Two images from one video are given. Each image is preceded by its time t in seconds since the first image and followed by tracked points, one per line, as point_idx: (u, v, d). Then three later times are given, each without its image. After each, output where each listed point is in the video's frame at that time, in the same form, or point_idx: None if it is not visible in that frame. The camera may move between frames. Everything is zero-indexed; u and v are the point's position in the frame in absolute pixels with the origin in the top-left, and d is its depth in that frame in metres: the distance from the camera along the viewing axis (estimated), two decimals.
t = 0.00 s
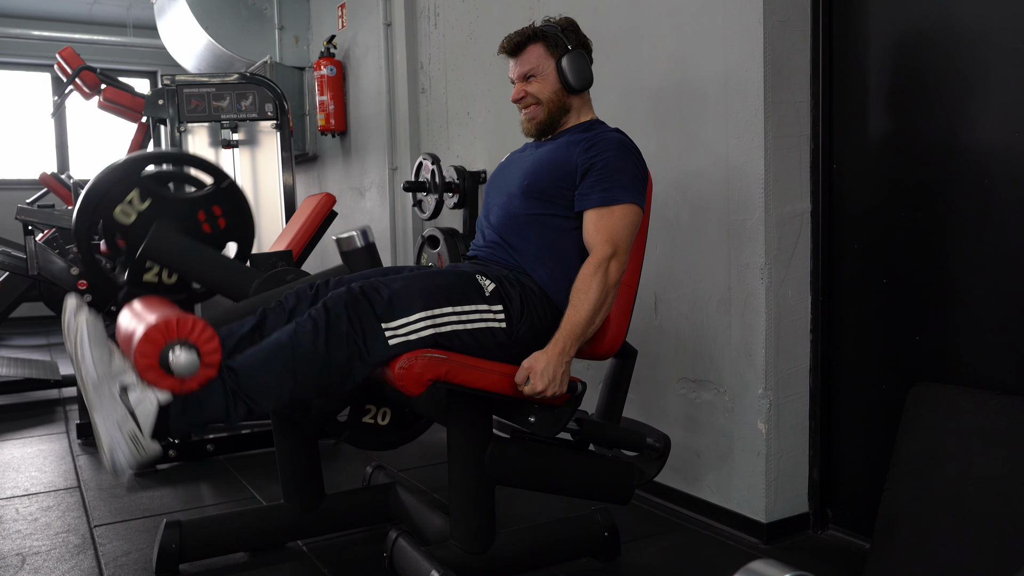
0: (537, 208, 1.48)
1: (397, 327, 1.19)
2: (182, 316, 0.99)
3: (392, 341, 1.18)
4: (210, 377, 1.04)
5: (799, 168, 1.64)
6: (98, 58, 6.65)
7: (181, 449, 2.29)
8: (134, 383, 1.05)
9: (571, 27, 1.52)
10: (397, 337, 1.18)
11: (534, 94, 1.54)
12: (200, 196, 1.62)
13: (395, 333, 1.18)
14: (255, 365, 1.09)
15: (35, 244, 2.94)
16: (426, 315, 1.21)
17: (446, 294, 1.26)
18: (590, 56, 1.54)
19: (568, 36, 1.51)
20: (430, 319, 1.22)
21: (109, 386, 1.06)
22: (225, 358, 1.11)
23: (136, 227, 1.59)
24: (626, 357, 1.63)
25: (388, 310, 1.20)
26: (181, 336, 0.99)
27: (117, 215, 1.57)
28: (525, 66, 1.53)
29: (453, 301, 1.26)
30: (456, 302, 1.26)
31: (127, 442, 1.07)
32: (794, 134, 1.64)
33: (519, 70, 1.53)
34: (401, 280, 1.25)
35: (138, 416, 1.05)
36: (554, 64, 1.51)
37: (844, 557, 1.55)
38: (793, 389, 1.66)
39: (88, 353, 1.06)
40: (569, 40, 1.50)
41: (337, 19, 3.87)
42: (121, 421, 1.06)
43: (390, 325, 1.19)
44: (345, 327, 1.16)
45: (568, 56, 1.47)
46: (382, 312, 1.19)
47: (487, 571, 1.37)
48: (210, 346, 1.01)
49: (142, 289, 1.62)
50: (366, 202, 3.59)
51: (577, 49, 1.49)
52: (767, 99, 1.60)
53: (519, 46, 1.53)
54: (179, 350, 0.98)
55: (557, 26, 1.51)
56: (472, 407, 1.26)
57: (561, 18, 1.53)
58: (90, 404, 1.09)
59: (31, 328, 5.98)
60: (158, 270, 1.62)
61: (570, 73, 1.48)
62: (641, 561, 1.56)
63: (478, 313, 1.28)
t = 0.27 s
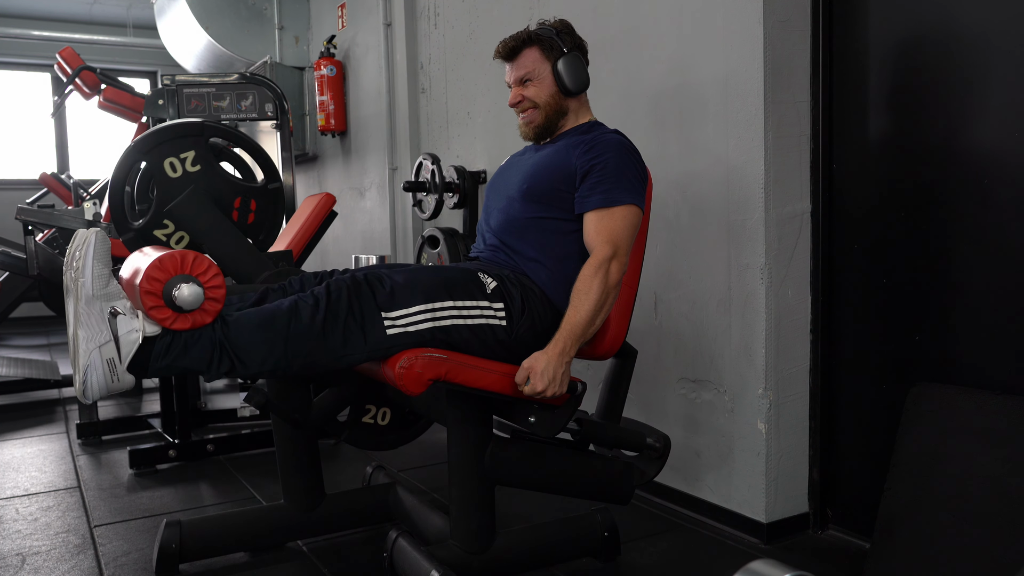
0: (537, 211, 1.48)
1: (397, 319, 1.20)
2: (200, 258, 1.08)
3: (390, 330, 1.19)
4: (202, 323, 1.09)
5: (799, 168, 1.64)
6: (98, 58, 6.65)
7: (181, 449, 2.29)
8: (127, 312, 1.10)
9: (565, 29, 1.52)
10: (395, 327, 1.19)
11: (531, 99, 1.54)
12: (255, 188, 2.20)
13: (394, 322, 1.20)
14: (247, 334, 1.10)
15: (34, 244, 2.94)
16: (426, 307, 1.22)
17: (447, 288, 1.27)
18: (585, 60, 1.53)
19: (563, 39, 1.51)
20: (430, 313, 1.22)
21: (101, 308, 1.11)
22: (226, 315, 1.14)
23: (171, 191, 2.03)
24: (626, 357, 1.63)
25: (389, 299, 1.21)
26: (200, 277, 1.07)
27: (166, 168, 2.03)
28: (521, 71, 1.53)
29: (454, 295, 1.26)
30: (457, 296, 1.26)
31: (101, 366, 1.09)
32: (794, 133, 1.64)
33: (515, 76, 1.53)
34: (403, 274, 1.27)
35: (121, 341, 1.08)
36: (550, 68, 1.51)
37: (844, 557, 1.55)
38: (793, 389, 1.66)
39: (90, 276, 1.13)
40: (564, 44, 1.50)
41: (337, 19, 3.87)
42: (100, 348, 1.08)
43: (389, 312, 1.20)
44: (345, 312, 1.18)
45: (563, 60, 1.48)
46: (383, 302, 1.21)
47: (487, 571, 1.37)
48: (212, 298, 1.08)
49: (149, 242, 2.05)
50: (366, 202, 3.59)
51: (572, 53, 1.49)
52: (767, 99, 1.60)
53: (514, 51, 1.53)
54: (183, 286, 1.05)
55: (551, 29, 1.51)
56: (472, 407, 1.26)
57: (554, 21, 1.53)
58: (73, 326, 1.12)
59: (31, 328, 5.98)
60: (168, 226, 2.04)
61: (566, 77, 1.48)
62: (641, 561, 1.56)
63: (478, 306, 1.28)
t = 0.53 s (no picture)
0: (537, 210, 1.48)
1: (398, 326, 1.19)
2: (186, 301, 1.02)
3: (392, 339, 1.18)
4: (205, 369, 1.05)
5: (799, 168, 1.64)
6: (98, 58, 6.65)
7: (181, 449, 2.30)
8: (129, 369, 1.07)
9: (564, 28, 1.51)
10: (397, 335, 1.18)
11: (530, 96, 1.54)
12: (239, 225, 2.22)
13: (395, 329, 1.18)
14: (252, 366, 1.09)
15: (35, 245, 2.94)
16: (426, 313, 1.21)
17: (446, 292, 1.26)
18: (585, 58, 1.53)
19: (563, 37, 1.50)
20: (430, 318, 1.21)
21: (103, 369, 1.08)
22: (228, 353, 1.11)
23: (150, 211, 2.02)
24: (626, 357, 1.63)
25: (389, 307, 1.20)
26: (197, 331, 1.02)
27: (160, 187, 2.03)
28: (519, 69, 1.53)
29: (453, 300, 1.26)
30: (457, 301, 1.26)
31: (118, 430, 1.09)
32: (794, 133, 1.64)
33: (514, 73, 1.54)
34: (400, 280, 1.25)
35: (131, 402, 1.07)
36: (549, 66, 1.52)
37: (844, 557, 1.56)
38: (793, 389, 1.66)
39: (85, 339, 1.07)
40: (564, 43, 1.50)
41: (337, 19, 3.87)
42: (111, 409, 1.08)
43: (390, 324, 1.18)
44: (345, 325, 1.16)
45: (563, 59, 1.48)
46: (383, 310, 1.19)
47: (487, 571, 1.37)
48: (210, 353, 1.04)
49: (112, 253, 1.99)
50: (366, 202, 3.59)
51: (572, 51, 1.49)
52: (767, 99, 1.60)
53: (514, 48, 1.53)
54: (178, 337, 1.00)
55: (552, 28, 1.51)
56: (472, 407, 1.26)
57: (555, 20, 1.53)
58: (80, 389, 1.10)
59: (31, 328, 5.99)
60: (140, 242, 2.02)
61: (565, 75, 1.48)
62: (641, 561, 1.56)
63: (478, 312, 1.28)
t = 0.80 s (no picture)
0: (537, 209, 1.48)
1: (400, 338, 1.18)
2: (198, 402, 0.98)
3: (395, 352, 1.17)
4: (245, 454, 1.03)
5: (799, 168, 1.64)
6: (98, 58, 6.65)
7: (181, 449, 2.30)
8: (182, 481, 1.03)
9: (570, 25, 1.51)
10: (400, 347, 1.18)
11: (533, 91, 1.53)
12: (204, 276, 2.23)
13: (397, 344, 1.18)
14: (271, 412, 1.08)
15: (35, 245, 2.94)
16: (427, 323, 1.22)
17: (446, 299, 1.26)
18: (589, 56, 1.54)
19: (568, 34, 1.50)
20: (431, 327, 1.22)
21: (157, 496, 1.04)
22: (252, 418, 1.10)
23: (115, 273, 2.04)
24: (626, 356, 1.63)
25: (389, 319, 1.19)
26: (214, 418, 0.99)
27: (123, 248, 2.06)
28: (524, 63, 1.53)
29: (454, 308, 1.26)
30: (457, 308, 1.26)
31: (200, 536, 1.05)
32: (794, 133, 1.64)
33: (518, 66, 1.54)
34: (398, 289, 1.25)
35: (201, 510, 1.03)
36: (553, 61, 1.52)
37: (844, 557, 1.55)
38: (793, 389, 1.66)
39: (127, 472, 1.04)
40: (569, 39, 1.50)
41: (337, 19, 3.87)
42: (183, 523, 1.05)
43: (391, 342, 1.18)
44: (344, 347, 1.15)
45: (567, 54, 1.48)
46: (383, 323, 1.19)
47: (487, 571, 1.37)
48: (240, 431, 1.01)
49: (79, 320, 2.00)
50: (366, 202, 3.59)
51: (576, 48, 1.49)
52: (767, 99, 1.60)
53: (518, 42, 1.53)
54: (212, 436, 0.98)
55: (558, 23, 1.51)
56: (472, 407, 1.26)
57: (562, 16, 1.53)
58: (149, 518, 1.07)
59: (31, 328, 5.99)
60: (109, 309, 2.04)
61: (569, 71, 1.48)
62: (641, 561, 1.56)
63: (480, 321, 1.28)
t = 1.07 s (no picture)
0: (538, 208, 1.48)
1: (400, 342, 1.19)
2: (246, 460, 1.15)
3: (398, 356, 1.18)
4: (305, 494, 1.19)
5: (799, 168, 1.64)
6: (97, 58, 6.65)
7: (181, 449, 2.30)
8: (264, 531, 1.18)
9: (569, 24, 1.51)
10: (402, 352, 1.19)
11: (534, 92, 1.53)
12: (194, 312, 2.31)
13: (398, 349, 1.18)
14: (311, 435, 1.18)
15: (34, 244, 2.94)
16: (427, 326, 1.22)
17: (445, 301, 1.26)
18: (589, 54, 1.53)
19: (567, 33, 1.50)
20: (432, 330, 1.22)
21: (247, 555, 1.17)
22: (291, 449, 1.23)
23: (116, 338, 2.15)
24: (626, 356, 1.63)
25: (389, 324, 1.19)
26: (267, 469, 1.16)
27: (114, 312, 2.16)
28: (524, 64, 1.53)
29: (454, 310, 1.26)
30: (457, 310, 1.26)
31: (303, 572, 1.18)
32: (794, 134, 1.63)
33: (519, 68, 1.53)
34: (397, 292, 1.25)
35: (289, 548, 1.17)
36: (554, 61, 1.51)
37: (844, 557, 1.55)
38: (793, 389, 1.66)
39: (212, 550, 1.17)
40: (568, 38, 1.50)
41: (337, 19, 3.87)
42: (282, 569, 1.17)
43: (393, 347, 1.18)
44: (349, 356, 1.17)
45: (567, 54, 1.47)
46: (383, 327, 1.19)
47: (487, 571, 1.37)
48: (295, 474, 1.17)
49: (105, 390, 2.15)
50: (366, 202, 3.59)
51: (576, 47, 1.49)
52: (767, 99, 1.60)
53: (518, 44, 1.53)
54: (270, 485, 1.14)
55: (556, 23, 1.51)
56: (472, 407, 1.26)
57: (561, 16, 1.53)
58: None
59: (31, 328, 5.98)
60: (126, 371, 2.17)
61: (569, 70, 1.48)
62: (641, 561, 1.56)
63: (481, 323, 1.28)
